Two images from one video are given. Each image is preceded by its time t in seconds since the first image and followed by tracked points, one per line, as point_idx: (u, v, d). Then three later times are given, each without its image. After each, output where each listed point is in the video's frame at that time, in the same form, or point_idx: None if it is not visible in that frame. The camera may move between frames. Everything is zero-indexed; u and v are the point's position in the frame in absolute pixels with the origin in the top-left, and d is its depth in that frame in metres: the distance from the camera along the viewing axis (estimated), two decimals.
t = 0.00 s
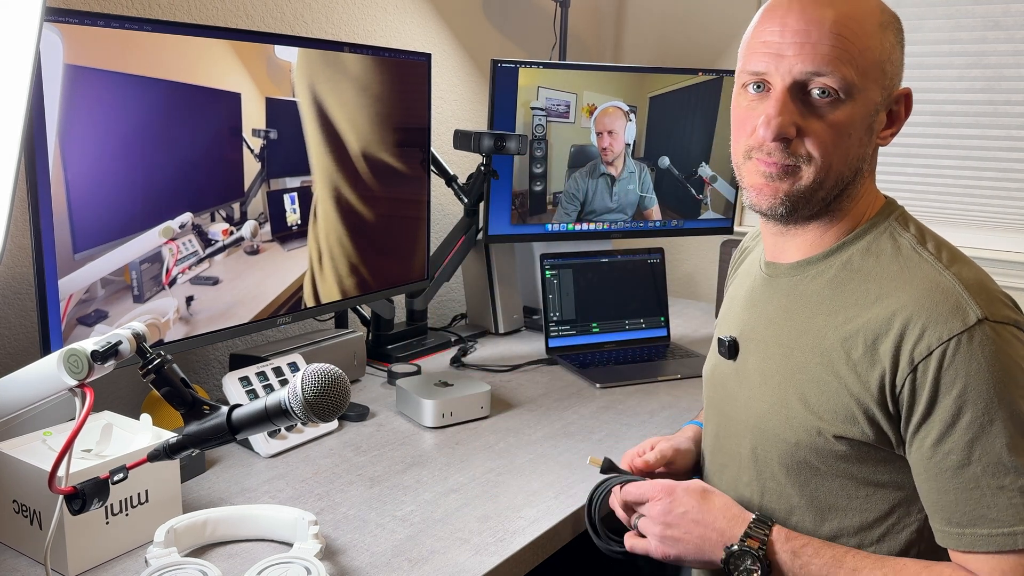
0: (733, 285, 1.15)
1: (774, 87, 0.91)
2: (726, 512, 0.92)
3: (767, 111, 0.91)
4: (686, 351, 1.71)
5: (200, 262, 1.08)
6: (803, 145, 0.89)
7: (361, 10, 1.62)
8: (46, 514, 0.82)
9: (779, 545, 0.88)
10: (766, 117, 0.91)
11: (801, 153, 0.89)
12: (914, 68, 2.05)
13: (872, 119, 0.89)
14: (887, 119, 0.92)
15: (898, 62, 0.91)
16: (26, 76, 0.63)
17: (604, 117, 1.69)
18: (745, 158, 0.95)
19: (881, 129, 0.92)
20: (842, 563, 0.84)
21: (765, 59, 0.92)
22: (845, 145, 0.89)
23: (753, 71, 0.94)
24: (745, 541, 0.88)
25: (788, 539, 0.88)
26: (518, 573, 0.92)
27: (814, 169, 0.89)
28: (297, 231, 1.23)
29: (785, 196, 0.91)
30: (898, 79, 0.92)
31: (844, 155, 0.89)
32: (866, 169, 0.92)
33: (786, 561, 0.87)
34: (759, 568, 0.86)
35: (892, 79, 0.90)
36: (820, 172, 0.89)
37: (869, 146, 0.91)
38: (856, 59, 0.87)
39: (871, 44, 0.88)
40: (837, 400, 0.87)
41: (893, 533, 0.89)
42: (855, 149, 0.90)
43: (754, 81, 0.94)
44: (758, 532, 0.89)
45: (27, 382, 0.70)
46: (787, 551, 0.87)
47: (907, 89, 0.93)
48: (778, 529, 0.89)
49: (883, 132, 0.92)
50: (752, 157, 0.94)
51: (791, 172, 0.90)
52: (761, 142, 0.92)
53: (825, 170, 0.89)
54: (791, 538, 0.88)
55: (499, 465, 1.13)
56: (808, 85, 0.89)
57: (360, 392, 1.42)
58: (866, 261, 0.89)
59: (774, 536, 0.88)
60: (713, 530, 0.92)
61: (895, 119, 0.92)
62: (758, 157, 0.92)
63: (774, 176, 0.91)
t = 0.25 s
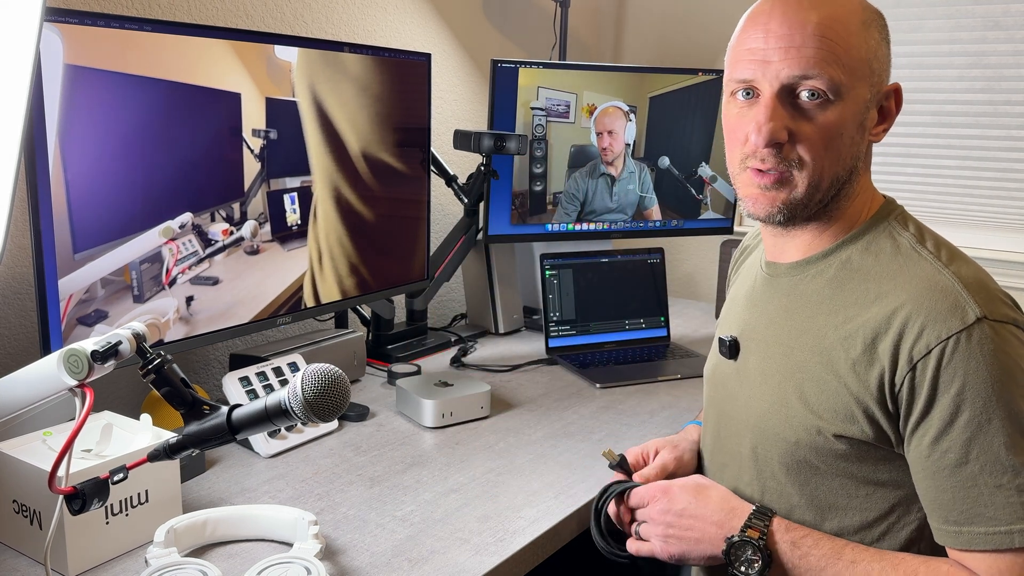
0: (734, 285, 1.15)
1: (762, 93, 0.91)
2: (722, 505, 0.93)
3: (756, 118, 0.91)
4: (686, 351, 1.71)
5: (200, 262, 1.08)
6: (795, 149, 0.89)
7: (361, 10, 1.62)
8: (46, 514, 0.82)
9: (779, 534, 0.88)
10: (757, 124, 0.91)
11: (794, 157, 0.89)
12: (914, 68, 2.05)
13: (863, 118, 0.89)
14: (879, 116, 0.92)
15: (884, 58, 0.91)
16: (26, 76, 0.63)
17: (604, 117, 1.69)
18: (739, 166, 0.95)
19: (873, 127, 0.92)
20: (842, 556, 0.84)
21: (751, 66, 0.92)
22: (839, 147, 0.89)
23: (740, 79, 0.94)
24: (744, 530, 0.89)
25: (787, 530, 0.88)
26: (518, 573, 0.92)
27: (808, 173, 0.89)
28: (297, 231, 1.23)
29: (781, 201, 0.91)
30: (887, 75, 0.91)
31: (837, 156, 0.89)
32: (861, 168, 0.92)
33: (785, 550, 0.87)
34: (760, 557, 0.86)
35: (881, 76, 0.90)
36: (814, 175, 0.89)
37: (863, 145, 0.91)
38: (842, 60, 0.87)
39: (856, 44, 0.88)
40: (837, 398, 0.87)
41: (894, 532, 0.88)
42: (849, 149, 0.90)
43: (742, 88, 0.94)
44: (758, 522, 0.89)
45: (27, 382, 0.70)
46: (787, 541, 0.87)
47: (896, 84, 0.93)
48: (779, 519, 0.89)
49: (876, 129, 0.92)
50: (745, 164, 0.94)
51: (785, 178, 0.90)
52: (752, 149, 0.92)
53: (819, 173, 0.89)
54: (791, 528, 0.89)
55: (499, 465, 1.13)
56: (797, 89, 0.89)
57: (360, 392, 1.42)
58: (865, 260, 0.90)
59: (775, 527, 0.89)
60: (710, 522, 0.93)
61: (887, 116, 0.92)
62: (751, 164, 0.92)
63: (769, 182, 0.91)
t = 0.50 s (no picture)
0: (741, 285, 1.15)
1: (746, 100, 0.91)
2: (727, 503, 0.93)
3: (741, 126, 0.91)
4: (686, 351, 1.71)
5: (200, 262, 1.08)
6: (782, 154, 0.88)
7: (361, 10, 1.62)
8: (46, 514, 0.82)
9: (777, 532, 0.88)
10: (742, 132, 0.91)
11: (781, 163, 0.89)
12: (915, 68, 2.05)
13: (851, 120, 0.89)
14: (868, 117, 0.91)
15: (869, 58, 0.90)
16: (26, 77, 0.63)
17: (604, 117, 1.69)
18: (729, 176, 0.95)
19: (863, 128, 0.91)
20: (839, 555, 0.84)
21: (734, 75, 0.92)
22: (827, 150, 0.88)
23: (724, 88, 0.94)
24: (742, 526, 0.89)
25: (785, 527, 0.89)
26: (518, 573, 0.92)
27: (797, 179, 0.89)
28: (297, 231, 1.23)
29: (773, 207, 0.91)
30: (873, 75, 0.91)
31: (827, 159, 0.89)
32: (854, 169, 0.91)
33: (782, 548, 0.87)
34: (757, 553, 0.87)
35: (867, 77, 0.89)
36: (803, 179, 0.89)
37: (854, 145, 0.90)
38: (824, 63, 0.87)
39: (838, 46, 0.87)
40: (842, 395, 0.87)
41: (896, 530, 0.88)
42: (839, 151, 0.89)
43: (726, 97, 0.94)
44: (757, 519, 0.89)
45: (27, 382, 0.70)
46: (783, 539, 0.88)
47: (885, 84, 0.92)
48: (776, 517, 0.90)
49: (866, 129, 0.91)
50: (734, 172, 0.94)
51: (774, 187, 0.90)
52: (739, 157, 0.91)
53: (809, 178, 0.88)
54: (788, 526, 0.89)
55: (499, 465, 1.13)
56: (780, 94, 0.89)
57: (360, 392, 1.42)
58: (871, 258, 0.90)
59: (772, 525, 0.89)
60: (712, 517, 0.93)
61: (877, 115, 0.91)
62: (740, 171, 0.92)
63: (760, 190, 0.91)
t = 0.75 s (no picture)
0: (744, 284, 1.15)
1: (739, 104, 0.92)
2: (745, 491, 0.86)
3: (734, 130, 0.92)
4: (686, 351, 1.71)
5: (200, 262, 1.08)
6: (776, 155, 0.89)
7: (361, 10, 1.62)
8: (46, 514, 0.82)
9: (795, 525, 0.85)
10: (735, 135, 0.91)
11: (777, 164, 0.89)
12: (915, 68, 2.05)
13: (847, 117, 0.88)
14: (865, 112, 0.91)
15: (863, 54, 0.90)
16: (26, 77, 0.63)
17: (604, 117, 1.69)
18: (731, 175, 0.96)
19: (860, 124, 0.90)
20: (859, 553, 0.83)
21: (725, 81, 0.93)
22: (825, 147, 0.88)
23: (717, 94, 0.94)
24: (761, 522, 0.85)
25: (805, 519, 0.86)
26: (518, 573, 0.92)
27: (796, 176, 0.89)
28: (297, 231, 1.23)
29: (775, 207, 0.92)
30: (868, 70, 0.90)
31: (825, 158, 0.89)
32: (854, 167, 0.91)
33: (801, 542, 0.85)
34: (772, 548, 0.85)
35: (862, 73, 0.89)
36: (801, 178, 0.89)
37: (852, 142, 0.90)
38: (813, 64, 0.86)
39: (828, 45, 0.87)
40: (844, 396, 0.87)
41: (897, 531, 0.88)
42: (836, 149, 0.89)
43: (720, 103, 0.95)
44: (774, 511, 0.86)
45: (27, 382, 0.70)
46: (803, 532, 0.85)
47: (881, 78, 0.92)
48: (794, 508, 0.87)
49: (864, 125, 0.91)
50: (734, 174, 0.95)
51: (775, 182, 0.91)
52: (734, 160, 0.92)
53: (807, 175, 0.89)
54: (806, 517, 0.86)
55: (499, 465, 1.13)
56: (770, 98, 0.89)
57: (360, 392, 1.42)
58: (873, 260, 0.89)
59: (791, 518, 0.86)
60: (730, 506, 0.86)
61: (875, 111, 0.91)
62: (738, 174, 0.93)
63: (760, 188, 0.92)
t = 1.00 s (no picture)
0: (744, 284, 1.16)
1: (738, 105, 0.91)
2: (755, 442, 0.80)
3: (734, 130, 0.91)
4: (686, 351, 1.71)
5: (200, 262, 1.08)
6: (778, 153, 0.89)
7: (361, 10, 1.62)
8: (46, 514, 0.82)
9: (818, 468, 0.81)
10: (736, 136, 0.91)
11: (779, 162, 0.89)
12: (915, 68, 2.05)
13: (847, 113, 0.88)
14: (864, 109, 0.91)
15: (858, 51, 0.90)
16: (26, 77, 0.63)
17: (604, 117, 1.69)
18: (732, 176, 0.95)
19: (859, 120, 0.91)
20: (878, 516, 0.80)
21: (723, 83, 0.92)
22: (828, 143, 0.88)
23: (715, 97, 0.94)
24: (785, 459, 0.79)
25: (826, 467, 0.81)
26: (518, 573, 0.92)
27: (800, 172, 0.89)
28: (297, 231, 1.23)
29: (779, 205, 0.91)
30: (865, 67, 0.91)
31: (827, 154, 0.88)
32: (854, 163, 0.91)
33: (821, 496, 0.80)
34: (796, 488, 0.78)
35: (858, 69, 0.89)
36: (804, 175, 0.89)
37: (853, 138, 0.90)
38: (811, 61, 0.86)
39: (824, 43, 0.87)
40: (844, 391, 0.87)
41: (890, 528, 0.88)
42: (838, 144, 0.89)
43: (718, 106, 0.94)
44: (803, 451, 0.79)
45: (27, 382, 0.70)
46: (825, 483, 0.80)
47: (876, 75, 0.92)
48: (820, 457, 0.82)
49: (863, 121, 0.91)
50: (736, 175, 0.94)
51: (778, 180, 0.90)
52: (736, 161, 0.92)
53: (811, 172, 0.88)
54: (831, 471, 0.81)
55: (499, 465, 1.13)
56: (770, 98, 0.89)
57: (360, 392, 1.42)
58: (873, 255, 0.90)
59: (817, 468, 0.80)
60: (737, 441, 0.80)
61: (872, 107, 0.91)
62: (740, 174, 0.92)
63: (764, 186, 0.91)
